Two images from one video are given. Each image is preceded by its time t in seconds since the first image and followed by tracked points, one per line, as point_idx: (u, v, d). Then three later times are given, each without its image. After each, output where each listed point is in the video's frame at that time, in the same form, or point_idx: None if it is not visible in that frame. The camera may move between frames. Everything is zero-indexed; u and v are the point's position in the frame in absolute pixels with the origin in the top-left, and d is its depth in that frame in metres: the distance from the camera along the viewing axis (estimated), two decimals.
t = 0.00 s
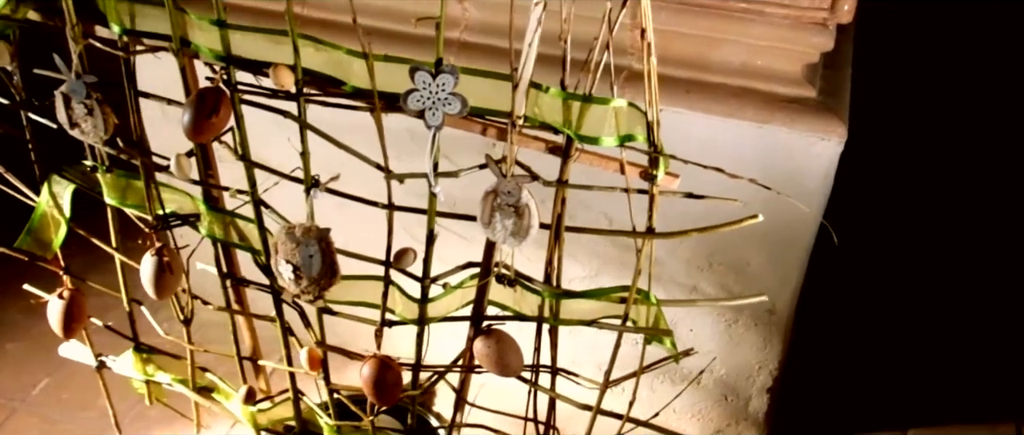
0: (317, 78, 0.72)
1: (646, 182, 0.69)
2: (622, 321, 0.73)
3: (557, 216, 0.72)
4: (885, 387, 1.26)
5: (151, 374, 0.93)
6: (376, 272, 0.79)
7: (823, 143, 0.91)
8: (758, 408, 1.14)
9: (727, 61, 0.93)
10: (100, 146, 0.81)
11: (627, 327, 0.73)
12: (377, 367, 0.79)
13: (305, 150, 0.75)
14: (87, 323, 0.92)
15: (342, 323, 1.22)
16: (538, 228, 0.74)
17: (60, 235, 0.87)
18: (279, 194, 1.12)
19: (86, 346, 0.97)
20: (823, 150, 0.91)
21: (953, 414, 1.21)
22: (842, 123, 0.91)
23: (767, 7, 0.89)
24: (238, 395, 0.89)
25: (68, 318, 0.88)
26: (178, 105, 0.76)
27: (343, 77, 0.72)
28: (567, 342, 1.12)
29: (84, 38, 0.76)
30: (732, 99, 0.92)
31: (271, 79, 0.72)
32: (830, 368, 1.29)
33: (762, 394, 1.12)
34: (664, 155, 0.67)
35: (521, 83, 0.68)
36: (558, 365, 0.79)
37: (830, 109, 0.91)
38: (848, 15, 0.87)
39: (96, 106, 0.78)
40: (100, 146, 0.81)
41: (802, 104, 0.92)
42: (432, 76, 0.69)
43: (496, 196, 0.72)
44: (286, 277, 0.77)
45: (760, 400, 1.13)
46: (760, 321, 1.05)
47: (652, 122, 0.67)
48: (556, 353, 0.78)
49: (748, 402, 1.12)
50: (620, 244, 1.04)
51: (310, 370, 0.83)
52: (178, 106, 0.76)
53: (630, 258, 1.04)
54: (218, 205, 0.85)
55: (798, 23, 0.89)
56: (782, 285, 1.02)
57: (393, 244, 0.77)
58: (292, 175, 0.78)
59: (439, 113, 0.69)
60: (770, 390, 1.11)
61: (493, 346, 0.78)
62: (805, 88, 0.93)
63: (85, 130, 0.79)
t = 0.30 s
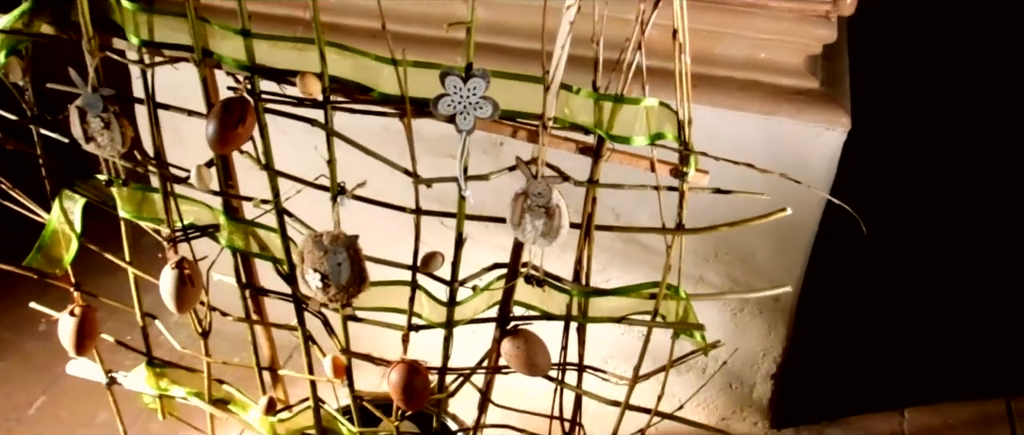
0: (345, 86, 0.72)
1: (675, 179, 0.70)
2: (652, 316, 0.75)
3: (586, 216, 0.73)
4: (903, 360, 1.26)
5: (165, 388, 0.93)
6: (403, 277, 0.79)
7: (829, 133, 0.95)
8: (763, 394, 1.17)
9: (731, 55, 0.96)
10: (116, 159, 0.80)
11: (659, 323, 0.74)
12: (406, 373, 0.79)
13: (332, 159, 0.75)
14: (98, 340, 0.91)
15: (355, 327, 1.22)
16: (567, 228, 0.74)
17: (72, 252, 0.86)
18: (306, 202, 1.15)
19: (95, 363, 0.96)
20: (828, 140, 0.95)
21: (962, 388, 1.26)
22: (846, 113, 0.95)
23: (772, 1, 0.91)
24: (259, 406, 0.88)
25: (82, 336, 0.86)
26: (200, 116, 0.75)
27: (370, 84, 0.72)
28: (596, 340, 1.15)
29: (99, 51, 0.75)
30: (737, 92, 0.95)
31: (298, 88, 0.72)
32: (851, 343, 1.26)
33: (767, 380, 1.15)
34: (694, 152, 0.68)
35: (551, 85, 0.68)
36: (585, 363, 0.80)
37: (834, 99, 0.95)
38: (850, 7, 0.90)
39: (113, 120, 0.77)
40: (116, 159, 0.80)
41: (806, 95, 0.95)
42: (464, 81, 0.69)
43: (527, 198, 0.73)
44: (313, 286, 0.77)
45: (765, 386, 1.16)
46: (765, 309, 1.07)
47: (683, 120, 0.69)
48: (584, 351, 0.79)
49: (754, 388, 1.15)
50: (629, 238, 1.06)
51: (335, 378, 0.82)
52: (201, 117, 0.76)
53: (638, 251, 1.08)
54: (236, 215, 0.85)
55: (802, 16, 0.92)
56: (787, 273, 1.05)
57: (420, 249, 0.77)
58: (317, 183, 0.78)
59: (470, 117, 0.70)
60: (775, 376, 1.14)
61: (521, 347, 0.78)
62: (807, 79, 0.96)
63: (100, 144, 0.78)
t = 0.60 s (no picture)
0: (376, 91, 0.72)
1: (708, 175, 0.72)
2: (685, 309, 0.76)
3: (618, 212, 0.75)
4: (885, 348, 1.30)
5: (184, 401, 0.92)
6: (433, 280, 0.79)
7: (829, 122, 0.97)
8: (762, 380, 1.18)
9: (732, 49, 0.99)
10: (139, 171, 0.79)
11: (691, 314, 0.76)
12: (439, 376, 0.79)
13: (363, 164, 0.75)
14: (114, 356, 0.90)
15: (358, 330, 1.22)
16: (599, 226, 0.75)
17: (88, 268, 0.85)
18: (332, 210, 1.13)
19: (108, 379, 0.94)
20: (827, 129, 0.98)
21: (949, 367, 1.28)
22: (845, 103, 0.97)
23: None
24: (285, 416, 0.88)
25: (100, 351, 0.85)
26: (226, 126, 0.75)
27: (403, 89, 0.72)
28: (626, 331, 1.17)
29: (122, 62, 0.74)
30: (740, 84, 0.98)
31: (330, 95, 0.72)
32: (829, 333, 1.31)
33: (766, 366, 1.16)
34: (727, 146, 0.70)
35: (585, 85, 0.69)
36: (615, 357, 0.81)
37: (834, 89, 0.98)
38: None
39: (136, 132, 0.76)
40: (137, 172, 0.79)
41: (806, 85, 0.98)
42: (499, 83, 0.70)
43: (560, 198, 0.73)
44: (345, 293, 0.77)
45: (764, 372, 1.17)
46: (765, 297, 1.10)
47: (716, 116, 0.70)
48: (613, 346, 0.80)
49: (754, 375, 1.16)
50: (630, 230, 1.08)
51: (364, 383, 0.83)
52: (228, 127, 0.75)
53: (639, 243, 1.09)
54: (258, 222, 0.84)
55: (801, 9, 0.95)
56: (785, 259, 1.08)
57: (450, 251, 0.78)
58: (344, 189, 0.78)
59: (504, 118, 0.71)
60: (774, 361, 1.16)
61: (552, 346, 0.79)
62: (806, 70, 0.99)
63: (123, 158, 0.77)
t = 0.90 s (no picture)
0: (410, 93, 0.72)
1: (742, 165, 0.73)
2: (719, 298, 0.77)
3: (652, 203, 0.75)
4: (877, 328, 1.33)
5: (207, 411, 0.91)
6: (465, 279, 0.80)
7: (829, 108, 0.98)
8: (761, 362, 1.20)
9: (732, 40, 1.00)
10: (165, 181, 0.78)
11: (723, 302, 0.77)
12: (476, 373, 0.80)
13: (397, 166, 0.75)
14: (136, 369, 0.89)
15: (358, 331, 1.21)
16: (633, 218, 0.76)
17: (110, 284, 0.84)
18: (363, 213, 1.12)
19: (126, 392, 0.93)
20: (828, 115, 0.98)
21: (936, 346, 1.32)
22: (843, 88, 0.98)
23: None
24: (315, 421, 0.88)
25: (124, 364, 0.84)
26: (257, 131, 0.74)
27: (439, 90, 0.72)
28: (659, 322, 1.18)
29: (149, 71, 0.73)
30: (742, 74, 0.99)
31: (366, 98, 0.72)
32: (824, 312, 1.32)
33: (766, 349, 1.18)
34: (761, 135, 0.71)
35: (623, 79, 0.70)
36: (646, 347, 0.82)
37: (832, 76, 1.00)
38: None
39: (164, 141, 0.75)
40: (163, 181, 0.78)
41: (805, 73, 1.00)
42: (536, 81, 0.70)
43: (596, 192, 0.74)
44: (382, 294, 0.77)
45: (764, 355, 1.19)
46: (767, 280, 1.12)
47: (750, 106, 0.71)
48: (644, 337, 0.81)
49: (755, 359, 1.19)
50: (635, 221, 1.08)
51: (398, 384, 0.83)
52: (258, 134, 0.74)
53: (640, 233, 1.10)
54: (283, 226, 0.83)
55: None
56: (786, 246, 1.09)
57: (484, 250, 0.78)
58: (373, 191, 0.77)
59: (542, 115, 0.71)
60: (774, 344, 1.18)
61: (585, 339, 0.80)
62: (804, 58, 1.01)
63: (149, 168, 0.76)
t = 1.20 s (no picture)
0: (445, 90, 0.72)
1: (776, 148, 0.74)
2: (754, 279, 0.78)
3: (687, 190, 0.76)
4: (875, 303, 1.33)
5: (233, 417, 0.89)
6: (500, 273, 0.80)
7: (833, 92, 0.97)
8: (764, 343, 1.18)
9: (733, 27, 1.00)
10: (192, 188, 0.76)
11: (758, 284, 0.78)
12: (514, 366, 0.80)
13: (432, 163, 0.74)
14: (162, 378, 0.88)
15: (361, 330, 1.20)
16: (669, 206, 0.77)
17: (128, 296, 0.83)
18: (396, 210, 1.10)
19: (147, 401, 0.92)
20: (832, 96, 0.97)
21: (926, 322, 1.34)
22: (846, 70, 0.98)
23: None
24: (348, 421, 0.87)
25: (152, 373, 0.83)
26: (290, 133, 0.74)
27: (476, 86, 0.72)
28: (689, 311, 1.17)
29: (177, 77, 0.72)
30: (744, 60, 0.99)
31: (402, 96, 0.71)
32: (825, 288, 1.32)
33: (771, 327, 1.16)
34: (797, 119, 0.72)
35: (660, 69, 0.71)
36: (680, 332, 0.83)
37: (833, 60, 1.00)
38: None
39: (194, 146, 0.74)
40: (190, 188, 0.77)
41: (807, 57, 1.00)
42: (574, 73, 0.70)
43: (633, 181, 0.75)
44: (421, 292, 0.77)
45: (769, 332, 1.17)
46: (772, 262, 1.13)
47: (785, 91, 0.72)
48: (678, 322, 0.82)
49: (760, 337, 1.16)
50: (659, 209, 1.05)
51: (434, 381, 0.83)
52: (291, 136, 0.74)
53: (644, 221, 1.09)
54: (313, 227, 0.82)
55: None
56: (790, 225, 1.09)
57: (519, 243, 0.78)
58: (407, 188, 0.77)
59: (580, 107, 0.71)
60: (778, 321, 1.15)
61: (620, 327, 0.81)
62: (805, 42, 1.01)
63: (177, 175, 0.75)
